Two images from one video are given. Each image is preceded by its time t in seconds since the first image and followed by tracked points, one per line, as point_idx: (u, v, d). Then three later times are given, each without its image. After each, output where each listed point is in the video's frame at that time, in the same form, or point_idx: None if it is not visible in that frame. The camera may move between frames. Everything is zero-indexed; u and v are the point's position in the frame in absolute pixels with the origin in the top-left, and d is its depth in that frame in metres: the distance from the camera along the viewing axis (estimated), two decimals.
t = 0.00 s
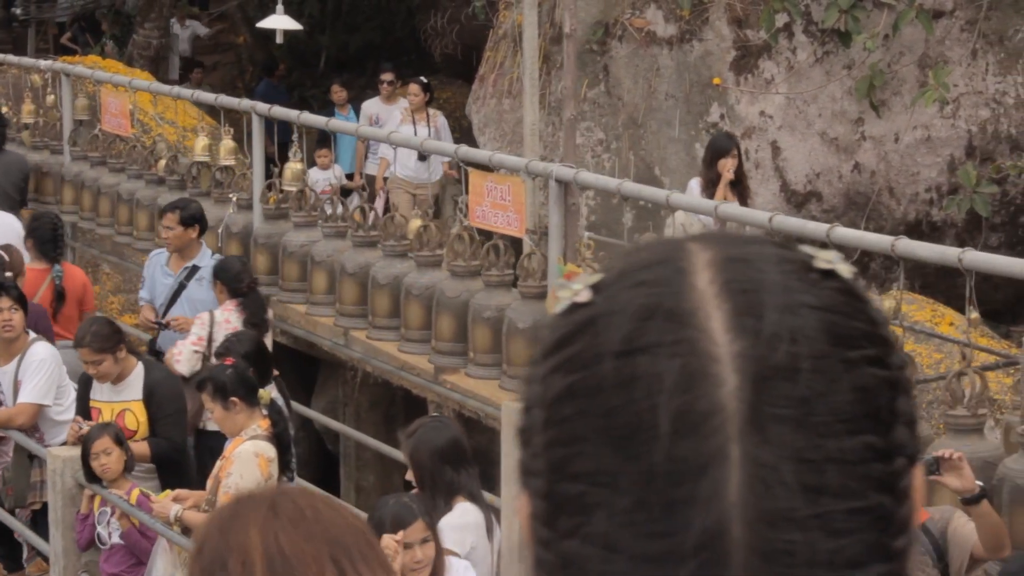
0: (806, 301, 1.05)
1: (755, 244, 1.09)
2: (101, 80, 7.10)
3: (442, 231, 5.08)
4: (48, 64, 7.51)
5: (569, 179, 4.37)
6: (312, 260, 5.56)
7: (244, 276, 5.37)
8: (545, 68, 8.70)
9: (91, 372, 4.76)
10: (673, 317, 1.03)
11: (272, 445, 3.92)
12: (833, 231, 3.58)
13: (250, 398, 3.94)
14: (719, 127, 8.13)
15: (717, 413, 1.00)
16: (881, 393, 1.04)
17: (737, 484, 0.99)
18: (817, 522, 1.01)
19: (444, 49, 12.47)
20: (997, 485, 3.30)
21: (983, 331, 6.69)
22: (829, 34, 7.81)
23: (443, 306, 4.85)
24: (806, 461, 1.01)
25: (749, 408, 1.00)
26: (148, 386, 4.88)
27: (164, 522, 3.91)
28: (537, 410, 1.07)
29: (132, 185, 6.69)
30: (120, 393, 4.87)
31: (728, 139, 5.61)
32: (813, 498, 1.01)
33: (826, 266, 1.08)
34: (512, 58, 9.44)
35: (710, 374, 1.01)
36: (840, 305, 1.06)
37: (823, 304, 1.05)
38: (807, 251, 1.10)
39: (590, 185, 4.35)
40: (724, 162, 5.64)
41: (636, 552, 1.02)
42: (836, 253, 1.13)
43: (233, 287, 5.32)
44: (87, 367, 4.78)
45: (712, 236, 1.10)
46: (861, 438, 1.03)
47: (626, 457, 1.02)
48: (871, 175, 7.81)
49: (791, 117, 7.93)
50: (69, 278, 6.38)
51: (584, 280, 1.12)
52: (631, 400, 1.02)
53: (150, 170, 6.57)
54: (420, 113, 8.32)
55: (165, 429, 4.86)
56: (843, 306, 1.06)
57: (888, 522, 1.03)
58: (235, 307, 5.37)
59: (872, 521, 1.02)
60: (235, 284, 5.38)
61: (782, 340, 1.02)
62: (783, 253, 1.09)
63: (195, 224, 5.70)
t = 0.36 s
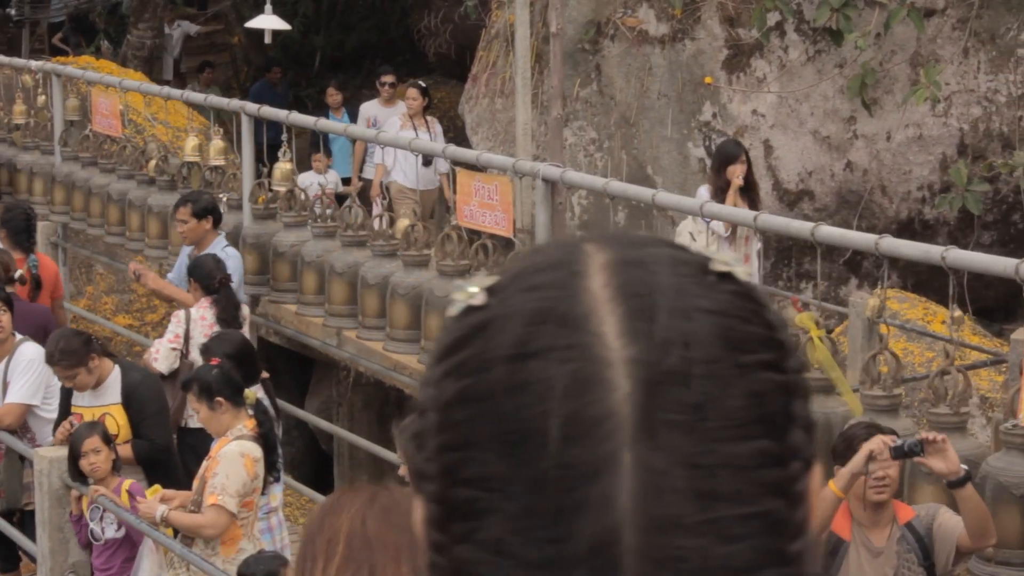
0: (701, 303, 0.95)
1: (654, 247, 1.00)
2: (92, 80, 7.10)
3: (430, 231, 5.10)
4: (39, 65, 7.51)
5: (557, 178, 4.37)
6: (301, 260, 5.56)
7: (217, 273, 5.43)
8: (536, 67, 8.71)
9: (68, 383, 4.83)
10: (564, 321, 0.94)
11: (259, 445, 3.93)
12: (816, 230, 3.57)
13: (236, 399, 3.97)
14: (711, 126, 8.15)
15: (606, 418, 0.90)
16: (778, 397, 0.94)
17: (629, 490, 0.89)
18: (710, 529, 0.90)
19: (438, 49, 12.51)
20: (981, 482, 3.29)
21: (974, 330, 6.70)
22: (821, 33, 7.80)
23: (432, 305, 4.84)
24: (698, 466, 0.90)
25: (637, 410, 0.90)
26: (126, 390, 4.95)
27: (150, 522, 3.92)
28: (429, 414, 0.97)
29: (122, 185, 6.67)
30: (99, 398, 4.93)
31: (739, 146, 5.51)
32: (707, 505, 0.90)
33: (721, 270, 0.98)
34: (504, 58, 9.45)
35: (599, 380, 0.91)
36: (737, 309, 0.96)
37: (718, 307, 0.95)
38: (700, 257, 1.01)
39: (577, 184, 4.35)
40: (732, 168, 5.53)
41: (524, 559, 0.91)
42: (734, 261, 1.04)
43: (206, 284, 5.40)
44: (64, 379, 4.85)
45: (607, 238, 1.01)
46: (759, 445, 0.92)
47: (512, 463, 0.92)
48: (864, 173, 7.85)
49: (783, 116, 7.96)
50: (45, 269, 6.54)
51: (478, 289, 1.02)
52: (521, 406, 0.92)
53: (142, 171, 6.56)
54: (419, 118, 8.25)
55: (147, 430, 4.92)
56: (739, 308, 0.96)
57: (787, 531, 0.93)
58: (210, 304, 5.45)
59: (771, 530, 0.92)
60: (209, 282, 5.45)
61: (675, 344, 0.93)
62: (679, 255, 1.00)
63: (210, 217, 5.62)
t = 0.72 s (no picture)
0: (578, 303, 1.10)
1: (552, 250, 1.15)
2: (85, 81, 7.11)
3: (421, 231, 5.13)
4: (33, 67, 7.51)
5: (546, 178, 4.37)
6: (291, 261, 5.55)
7: (203, 273, 5.41)
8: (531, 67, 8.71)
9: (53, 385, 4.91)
10: (438, 327, 1.08)
11: (247, 446, 3.95)
12: (804, 229, 3.57)
13: (225, 400, 3.99)
14: (706, 126, 8.11)
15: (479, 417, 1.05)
16: (646, 409, 1.08)
17: (482, 497, 1.04)
18: (570, 539, 1.05)
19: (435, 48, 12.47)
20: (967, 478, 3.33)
21: (970, 328, 6.71)
22: (815, 33, 7.82)
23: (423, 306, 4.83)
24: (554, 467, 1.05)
25: (501, 419, 1.05)
26: (113, 391, 5.01)
27: (139, 523, 3.93)
28: (315, 408, 1.14)
29: (117, 186, 6.67)
30: (86, 399, 4.99)
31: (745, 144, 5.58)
32: (566, 504, 1.05)
33: (605, 273, 1.13)
34: (500, 56, 9.43)
35: (470, 384, 1.06)
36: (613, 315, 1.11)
37: (594, 316, 1.10)
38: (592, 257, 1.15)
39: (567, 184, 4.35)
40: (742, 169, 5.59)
41: (388, 557, 1.07)
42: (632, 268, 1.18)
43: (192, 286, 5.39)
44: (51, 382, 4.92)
45: (502, 239, 1.16)
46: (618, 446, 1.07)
47: (380, 461, 1.08)
48: (859, 172, 7.84)
49: (778, 114, 7.95)
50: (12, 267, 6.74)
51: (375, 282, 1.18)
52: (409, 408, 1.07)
53: (135, 172, 6.55)
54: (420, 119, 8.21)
55: (135, 429, 4.97)
56: (612, 317, 1.10)
57: (647, 536, 1.08)
58: (199, 305, 5.44)
59: (628, 532, 1.07)
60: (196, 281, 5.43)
61: (535, 351, 1.07)
62: (570, 259, 1.14)
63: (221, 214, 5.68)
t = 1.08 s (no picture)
0: (446, 316, 1.15)
1: (438, 260, 1.20)
2: (81, 86, 7.12)
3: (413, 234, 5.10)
4: (29, 71, 7.52)
5: (539, 181, 4.36)
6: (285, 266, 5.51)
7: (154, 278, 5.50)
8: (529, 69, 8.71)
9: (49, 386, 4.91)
10: (303, 333, 1.16)
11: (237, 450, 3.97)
12: (794, 233, 3.56)
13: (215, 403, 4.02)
14: (703, 128, 8.21)
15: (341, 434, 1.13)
16: (508, 427, 1.14)
17: (339, 508, 1.13)
18: (422, 553, 1.12)
19: (433, 52, 12.46)
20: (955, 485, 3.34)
21: (967, 331, 6.72)
22: (812, 36, 7.83)
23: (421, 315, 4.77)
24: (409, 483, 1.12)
25: (358, 437, 1.12)
26: (107, 392, 5.01)
27: (130, 526, 3.95)
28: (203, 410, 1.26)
29: (112, 191, 6.67)
30: (82, 400, 5.00)
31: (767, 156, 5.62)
32: (421, 520, 1.12)
33: (483, 285, 1.17)
34: (497, 60, 9.43)
35: (332, 403, 1.13)
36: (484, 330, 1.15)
37: (460, 328, 1.14)
38: (477, 266, 1.20)
39: (559, 187, 4.34)
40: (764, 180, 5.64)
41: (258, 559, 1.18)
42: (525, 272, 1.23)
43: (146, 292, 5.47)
44: (48, 383, 4.93)
45: (394, 248, 1.21)
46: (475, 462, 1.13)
47: (245, 465, 1.19)
48: (856, 175, 7.88)
49: (775, 117, 8.00)
50: None
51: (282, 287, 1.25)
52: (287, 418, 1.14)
53: (130, 177, 6.56)
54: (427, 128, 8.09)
55: (127, 432, 4.98)
56: (480, 333, 1.15)
57: (508, 550, 1.15)
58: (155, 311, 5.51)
59: (488, 548, 1.13)
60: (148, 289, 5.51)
61: (393, 363, 1.12)
62: (453, 269, 1.19)
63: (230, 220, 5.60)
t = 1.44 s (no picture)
0: (345, 329, 1.19)
1: (348, 271, 1.24)
2: (78, 91, 7.12)
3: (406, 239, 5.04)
4: (27, 77, 7.53)
5: (532, 187, 4.35)
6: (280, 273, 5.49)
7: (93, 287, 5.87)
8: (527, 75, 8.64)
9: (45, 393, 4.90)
10: (211, 341, 1.21)
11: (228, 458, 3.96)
12: (785, 237, 3.56)
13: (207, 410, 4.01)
14: (701, 133, 8.23)
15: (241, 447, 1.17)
16: (402, 443, 1.18)
17: (235, 519, 1.18)
18: (312, 566, 1.17)
19: (433, 57, 12.47)
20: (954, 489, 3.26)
21: (965, 334, 6.72)
22: (810, 39, 7.87)
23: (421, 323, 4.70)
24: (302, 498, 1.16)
25: (256, 450, 1.17)
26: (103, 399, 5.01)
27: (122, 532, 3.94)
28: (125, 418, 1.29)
29: (108, 197, 6.67)
30: (78, 405, 5.02)
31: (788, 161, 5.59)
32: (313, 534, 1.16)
33: (389, 297, 1.21)
34: (495, 65, 9.44)
35: (234, 417, 1.18)
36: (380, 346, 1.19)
37: (356, 344, 1.18)
38: (384, 279, 1.23)
39: (552, 192, 4.33)
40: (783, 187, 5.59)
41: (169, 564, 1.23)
42: (439, 286, 1.27)
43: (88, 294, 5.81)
44: (45, 390, 4.92)
45: (313, 256, 1.26)
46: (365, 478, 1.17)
47: (154, 475, 1.23)
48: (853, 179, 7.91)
49: (772, 121, 8.05)
50: None
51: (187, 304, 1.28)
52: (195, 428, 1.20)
53: (127, 182, 6.56)
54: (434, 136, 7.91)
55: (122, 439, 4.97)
56: (378, 350, 1.19)
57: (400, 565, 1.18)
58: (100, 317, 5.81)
59: (379, 565, 1.17)
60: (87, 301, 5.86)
61: (292, 379, 1.17)
62: (363, 280, 1.23)
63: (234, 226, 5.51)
